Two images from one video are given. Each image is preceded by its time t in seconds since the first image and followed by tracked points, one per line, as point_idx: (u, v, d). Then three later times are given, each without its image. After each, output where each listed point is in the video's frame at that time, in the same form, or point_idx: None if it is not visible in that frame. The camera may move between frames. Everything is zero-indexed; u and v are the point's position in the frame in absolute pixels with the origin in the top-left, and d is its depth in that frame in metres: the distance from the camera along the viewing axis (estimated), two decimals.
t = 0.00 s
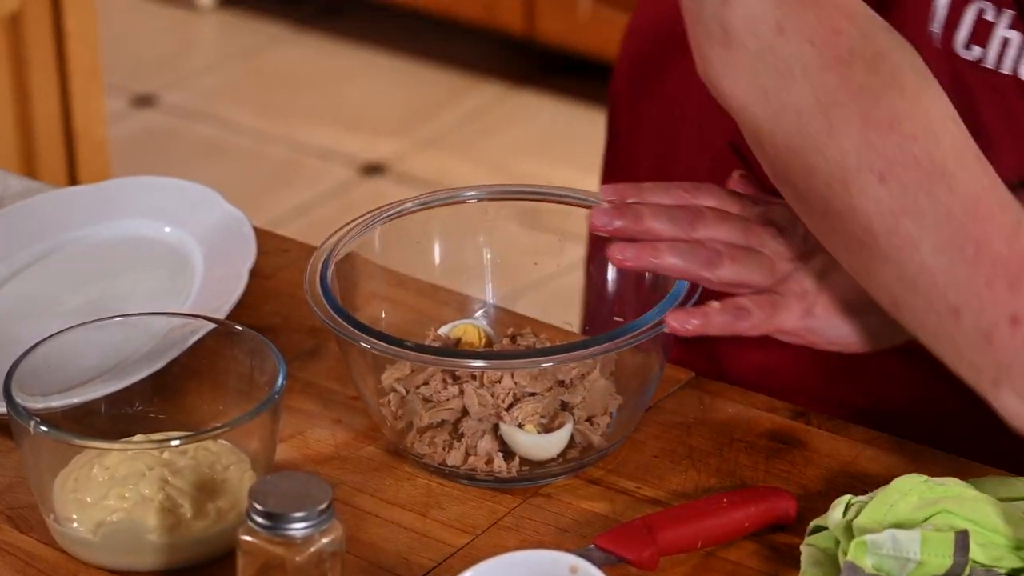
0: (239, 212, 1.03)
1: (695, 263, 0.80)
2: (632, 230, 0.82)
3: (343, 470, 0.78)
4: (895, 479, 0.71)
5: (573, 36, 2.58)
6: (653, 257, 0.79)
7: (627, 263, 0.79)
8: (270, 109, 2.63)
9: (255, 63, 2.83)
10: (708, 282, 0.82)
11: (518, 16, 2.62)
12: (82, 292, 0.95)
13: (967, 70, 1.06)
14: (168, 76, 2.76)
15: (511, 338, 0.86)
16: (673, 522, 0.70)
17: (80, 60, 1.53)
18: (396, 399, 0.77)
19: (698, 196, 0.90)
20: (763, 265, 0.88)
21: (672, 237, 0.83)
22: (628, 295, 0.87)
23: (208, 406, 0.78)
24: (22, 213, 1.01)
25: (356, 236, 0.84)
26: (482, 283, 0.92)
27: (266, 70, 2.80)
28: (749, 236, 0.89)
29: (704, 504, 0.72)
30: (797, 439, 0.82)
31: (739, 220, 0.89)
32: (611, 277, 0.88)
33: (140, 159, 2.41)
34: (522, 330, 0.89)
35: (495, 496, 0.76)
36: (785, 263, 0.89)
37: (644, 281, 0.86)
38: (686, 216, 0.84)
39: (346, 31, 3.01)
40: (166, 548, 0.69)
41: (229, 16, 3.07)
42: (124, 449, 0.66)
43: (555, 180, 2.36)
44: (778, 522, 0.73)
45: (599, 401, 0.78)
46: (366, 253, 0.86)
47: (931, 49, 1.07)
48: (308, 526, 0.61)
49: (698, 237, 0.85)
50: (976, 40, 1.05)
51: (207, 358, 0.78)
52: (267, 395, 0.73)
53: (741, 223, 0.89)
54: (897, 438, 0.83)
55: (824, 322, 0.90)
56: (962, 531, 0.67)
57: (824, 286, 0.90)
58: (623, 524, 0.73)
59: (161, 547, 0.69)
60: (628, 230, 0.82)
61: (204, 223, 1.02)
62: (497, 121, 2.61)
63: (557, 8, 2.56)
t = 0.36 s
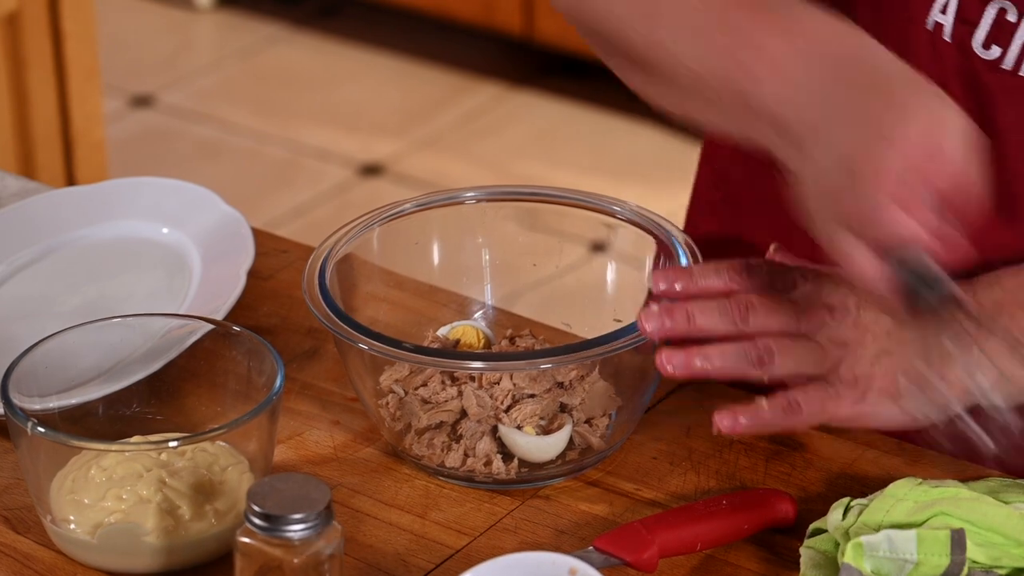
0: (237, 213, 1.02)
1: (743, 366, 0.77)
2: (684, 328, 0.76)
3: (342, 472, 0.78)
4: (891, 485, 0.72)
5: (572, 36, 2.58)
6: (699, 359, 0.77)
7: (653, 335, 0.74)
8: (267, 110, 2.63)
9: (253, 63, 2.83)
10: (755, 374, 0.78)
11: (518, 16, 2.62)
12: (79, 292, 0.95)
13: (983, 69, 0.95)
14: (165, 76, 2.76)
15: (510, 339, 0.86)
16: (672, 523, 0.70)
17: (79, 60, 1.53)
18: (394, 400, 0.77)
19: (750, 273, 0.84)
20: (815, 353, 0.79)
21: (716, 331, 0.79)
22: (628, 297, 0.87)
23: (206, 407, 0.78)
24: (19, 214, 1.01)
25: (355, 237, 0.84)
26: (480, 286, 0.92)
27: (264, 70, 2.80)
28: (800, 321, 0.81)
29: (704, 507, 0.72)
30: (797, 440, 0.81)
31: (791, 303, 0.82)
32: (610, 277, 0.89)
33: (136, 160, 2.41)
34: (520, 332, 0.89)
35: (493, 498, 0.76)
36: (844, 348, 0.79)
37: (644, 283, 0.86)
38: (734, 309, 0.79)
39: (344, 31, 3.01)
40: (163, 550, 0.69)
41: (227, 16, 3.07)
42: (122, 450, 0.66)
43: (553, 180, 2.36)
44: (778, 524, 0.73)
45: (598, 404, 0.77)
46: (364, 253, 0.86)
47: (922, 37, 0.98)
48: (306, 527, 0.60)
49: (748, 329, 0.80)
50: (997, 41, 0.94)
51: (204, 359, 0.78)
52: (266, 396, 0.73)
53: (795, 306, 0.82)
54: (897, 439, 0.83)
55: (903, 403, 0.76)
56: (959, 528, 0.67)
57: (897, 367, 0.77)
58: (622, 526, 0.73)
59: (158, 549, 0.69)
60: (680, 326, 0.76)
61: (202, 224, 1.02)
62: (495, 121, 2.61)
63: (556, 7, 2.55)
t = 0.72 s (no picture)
0: (236, 214, 1.02)
1: (684, 396, 0.72)
2: (620, 360, 0.71)
3: (341, 474, 0.78)
4: (892, 488, 0.72)
5: (572, 38, 2.58)
6: (643, 390, 0.71)
7: (590, 369, 0.71)
8: (266, 111, 2.63)
9: (252, 64, 2.83)
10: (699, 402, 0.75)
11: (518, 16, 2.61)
12: (77, 294, 0.95)
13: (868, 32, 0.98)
14: (164, 77, 2.76)
15: (510, 340, 0.86)
16: (672, 526, 0.69)
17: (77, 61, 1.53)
18: (394, 402, 0.77)
19: (690, 287, 0.75)
20: (755, 364, 0.73)
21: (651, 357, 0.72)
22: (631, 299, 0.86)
23: (205, 410, 0.78)
24: (16, 215, 1.00)
25: (355, 238, 0.84)
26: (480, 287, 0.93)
27: (263, 71, 2.80)
28: (746, 330, 0.74)
29: (704, 509, 0.71)
30: (797, 442, 0.81)
31: (734, 306, 0.74)
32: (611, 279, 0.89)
33: (134, 161, 2.40)
34: (519, 332, 0.88)
35: (493, 500, 0.76)
36: (792, 359, 0.74)
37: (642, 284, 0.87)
38: (669, 330, 0.72)
39: (343, 32, 3.01)
40: (162, 553, 0.69)
41: (226, 17, 3.07)
42: (121, 453, 0.66)
43: (552, 181, 2.36)
44: (779, 527, 0.73)
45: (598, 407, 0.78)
46: (363, 254, 0.86)
47: None
48: (305, 530, 0.60)
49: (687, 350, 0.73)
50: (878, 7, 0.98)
51: (203, 362, 0.78)
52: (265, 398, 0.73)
53: (739, 308, 0.74)
54: (898, 442, 0.83)
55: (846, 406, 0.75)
56: (960, 531, 0.67)
57: (847, 369, 0.74)
58: (622, 529, 0.73)
59: (157, 552, 0.68)
60: (617, 359, 0.71)
61: (201, 225, 1.02)
62: (494, 122, 2.61)
63: (556, 8, 2.56)
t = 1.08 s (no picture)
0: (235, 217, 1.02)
1: (681, 393, 0.74)
2: (618, 362, 0.72)
3: (341, 478, 0.77)
4: (894, 491, 0.71)
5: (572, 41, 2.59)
6: (640, 391, 0.73)
7: (590, 375, 0.71)
8: (265, 113, 2.62)
9: (251, 67, 2.82)
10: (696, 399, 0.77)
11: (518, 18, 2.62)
12: (76, 297, 0.94)
13: None
14: (162, 79, 2.75)
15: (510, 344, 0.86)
16: (672, 530, 0.69)
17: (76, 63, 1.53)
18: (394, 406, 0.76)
19: (676, 295, 0.76)
20: (750, 362, 0.76)
21: (648, 358, 0.73)
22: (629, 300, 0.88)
23: (204, 413, 0.77)
24: (15, 218, 1.00)
25: (355, 240, 0.84)
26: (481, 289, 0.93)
27: (262, 73, 2.80)
28: (737, 330, 0.75)
29: (705, 513, 0.71)
30: (799, 446, 0.81)
31: (724, 305, 0.75)
32: (611, 281, 0.89)
33: (133, 163, 2.40)
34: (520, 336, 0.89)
35: (494, 504, 0.76)
36: (784, 353, 0.76)
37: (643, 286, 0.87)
38: (667, 329, 0.74)
39: (343, 34, 3.01)
40: (162, 556, 0.68)
41: (225, 19, 3.06)
42: (120, 456, 0.65)
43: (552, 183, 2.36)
44: (780, 530, 0.72)
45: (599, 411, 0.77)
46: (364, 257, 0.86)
47: None
48: (305, 534, 0.60)
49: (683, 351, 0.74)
50: None
51: (203, 365, 0.78)
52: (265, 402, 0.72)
53: (729, 309, 0.75)
54: (900, 445, 0.83)
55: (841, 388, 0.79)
56: (962, 535, 0.67)
57: (837, 356, 0.78)
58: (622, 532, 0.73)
59: (157, 555, 0.68)
60: (615, 362, 0.72)
61: (200, 228, 1.02)
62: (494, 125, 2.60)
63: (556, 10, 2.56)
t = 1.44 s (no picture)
0: (234, 219, 1.02)
1: (685, 406, 0.74)
2: (621, 365, 0.72)
3: (340, 480, 0.77)
4: (895, 494, 0.71)
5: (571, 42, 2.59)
6: (645, 405, 0.73)
7: (591, 377, 0.71)
8: (264, 115, 2.62)
9: (249, 68, 2.82)
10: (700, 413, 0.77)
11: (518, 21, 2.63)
12: (74, 299, 0.94)
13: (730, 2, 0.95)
14: (160, 80, 2.75)
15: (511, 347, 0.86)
16: (673, 532, 0.69)
17: (74, 64, 1.52)
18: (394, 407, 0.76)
19: (678, 301, 0.76)
20: (753, 372, 0.76)
21: (651, 362, 0.73)
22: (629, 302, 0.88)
23: (203, 415, 0.77)
24: (14, 220, 0.99)
25: (355, 242, 0.83)
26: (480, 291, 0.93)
27: (260, 74, 2.79)
28: (741, 337, 0.75)
29: (705, 515, 0.71)
30: (800, 448, 0.81)
31: (727, 312, 0.75)
32: (612, 283, 0.89)
33: (130, 165, 2.40)
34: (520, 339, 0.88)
35: (494, 508, 0.75)
36: (788, 361, 0.76)
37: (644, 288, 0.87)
38: (671, 336, 0.73)
39: (342, 36, 3.01)
40: (160, 559, 0.68)
41: (223, 21, 3.06)
42: (119, 458, 0.65)
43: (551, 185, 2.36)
44: (781, 533, 0.72)
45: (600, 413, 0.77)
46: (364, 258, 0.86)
47: None
48: (305, 536, 0.60)
49: (685, 358, 0.74)
50: None
51: (202, 366, 0.78)
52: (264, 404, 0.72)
53: (732, 316, 0.75)
54: (901, 448, 0.82)
55: (847, 397, 0.79)
56: (963, 538, 0.66)
57: (843, 362, 0.77)
58: (623, 534, 0.73)
59: (155, 558, 0.68)
60: (618, 364, 0.72)
61: (198, 230, 1.02)
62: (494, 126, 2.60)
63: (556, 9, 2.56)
